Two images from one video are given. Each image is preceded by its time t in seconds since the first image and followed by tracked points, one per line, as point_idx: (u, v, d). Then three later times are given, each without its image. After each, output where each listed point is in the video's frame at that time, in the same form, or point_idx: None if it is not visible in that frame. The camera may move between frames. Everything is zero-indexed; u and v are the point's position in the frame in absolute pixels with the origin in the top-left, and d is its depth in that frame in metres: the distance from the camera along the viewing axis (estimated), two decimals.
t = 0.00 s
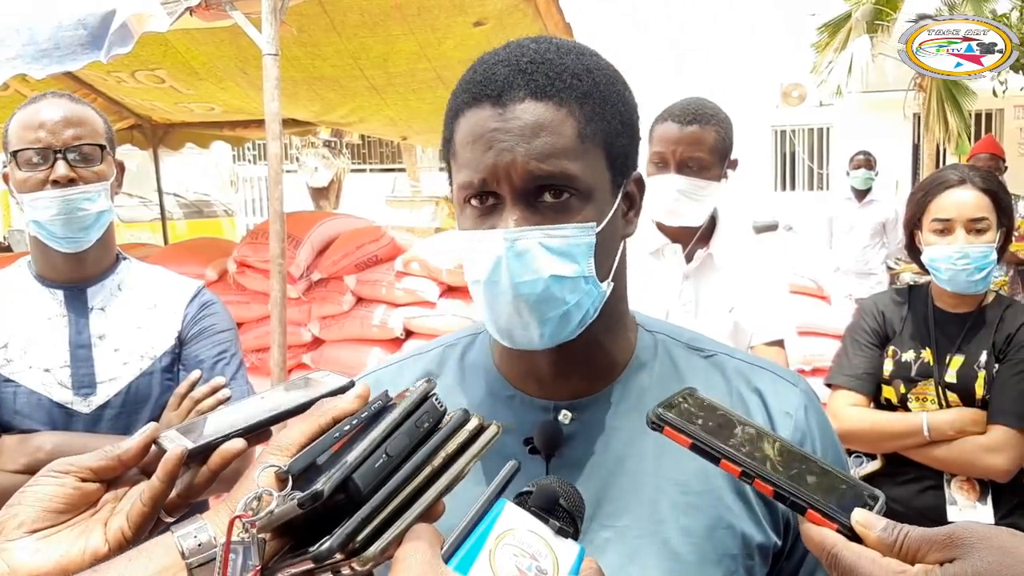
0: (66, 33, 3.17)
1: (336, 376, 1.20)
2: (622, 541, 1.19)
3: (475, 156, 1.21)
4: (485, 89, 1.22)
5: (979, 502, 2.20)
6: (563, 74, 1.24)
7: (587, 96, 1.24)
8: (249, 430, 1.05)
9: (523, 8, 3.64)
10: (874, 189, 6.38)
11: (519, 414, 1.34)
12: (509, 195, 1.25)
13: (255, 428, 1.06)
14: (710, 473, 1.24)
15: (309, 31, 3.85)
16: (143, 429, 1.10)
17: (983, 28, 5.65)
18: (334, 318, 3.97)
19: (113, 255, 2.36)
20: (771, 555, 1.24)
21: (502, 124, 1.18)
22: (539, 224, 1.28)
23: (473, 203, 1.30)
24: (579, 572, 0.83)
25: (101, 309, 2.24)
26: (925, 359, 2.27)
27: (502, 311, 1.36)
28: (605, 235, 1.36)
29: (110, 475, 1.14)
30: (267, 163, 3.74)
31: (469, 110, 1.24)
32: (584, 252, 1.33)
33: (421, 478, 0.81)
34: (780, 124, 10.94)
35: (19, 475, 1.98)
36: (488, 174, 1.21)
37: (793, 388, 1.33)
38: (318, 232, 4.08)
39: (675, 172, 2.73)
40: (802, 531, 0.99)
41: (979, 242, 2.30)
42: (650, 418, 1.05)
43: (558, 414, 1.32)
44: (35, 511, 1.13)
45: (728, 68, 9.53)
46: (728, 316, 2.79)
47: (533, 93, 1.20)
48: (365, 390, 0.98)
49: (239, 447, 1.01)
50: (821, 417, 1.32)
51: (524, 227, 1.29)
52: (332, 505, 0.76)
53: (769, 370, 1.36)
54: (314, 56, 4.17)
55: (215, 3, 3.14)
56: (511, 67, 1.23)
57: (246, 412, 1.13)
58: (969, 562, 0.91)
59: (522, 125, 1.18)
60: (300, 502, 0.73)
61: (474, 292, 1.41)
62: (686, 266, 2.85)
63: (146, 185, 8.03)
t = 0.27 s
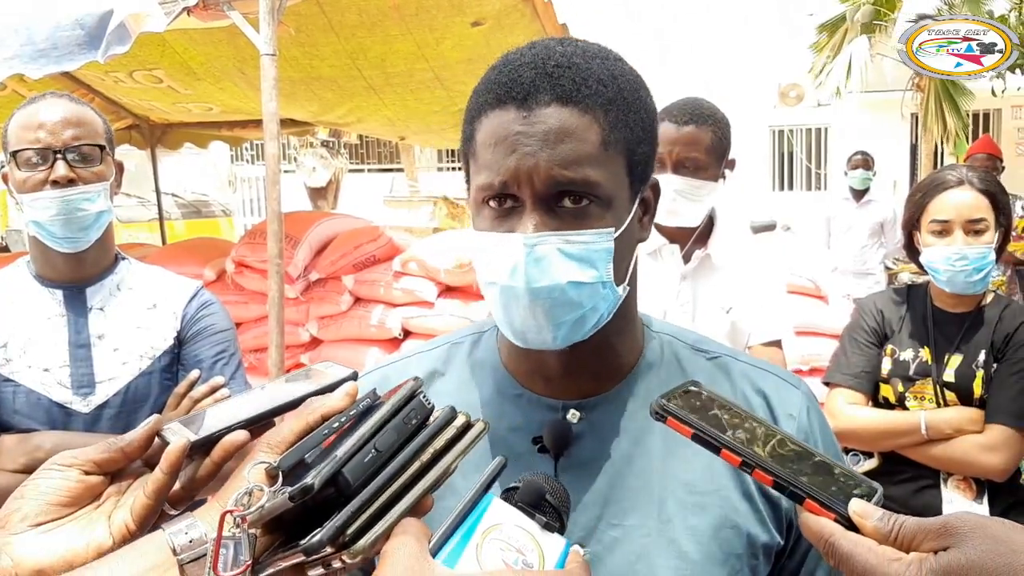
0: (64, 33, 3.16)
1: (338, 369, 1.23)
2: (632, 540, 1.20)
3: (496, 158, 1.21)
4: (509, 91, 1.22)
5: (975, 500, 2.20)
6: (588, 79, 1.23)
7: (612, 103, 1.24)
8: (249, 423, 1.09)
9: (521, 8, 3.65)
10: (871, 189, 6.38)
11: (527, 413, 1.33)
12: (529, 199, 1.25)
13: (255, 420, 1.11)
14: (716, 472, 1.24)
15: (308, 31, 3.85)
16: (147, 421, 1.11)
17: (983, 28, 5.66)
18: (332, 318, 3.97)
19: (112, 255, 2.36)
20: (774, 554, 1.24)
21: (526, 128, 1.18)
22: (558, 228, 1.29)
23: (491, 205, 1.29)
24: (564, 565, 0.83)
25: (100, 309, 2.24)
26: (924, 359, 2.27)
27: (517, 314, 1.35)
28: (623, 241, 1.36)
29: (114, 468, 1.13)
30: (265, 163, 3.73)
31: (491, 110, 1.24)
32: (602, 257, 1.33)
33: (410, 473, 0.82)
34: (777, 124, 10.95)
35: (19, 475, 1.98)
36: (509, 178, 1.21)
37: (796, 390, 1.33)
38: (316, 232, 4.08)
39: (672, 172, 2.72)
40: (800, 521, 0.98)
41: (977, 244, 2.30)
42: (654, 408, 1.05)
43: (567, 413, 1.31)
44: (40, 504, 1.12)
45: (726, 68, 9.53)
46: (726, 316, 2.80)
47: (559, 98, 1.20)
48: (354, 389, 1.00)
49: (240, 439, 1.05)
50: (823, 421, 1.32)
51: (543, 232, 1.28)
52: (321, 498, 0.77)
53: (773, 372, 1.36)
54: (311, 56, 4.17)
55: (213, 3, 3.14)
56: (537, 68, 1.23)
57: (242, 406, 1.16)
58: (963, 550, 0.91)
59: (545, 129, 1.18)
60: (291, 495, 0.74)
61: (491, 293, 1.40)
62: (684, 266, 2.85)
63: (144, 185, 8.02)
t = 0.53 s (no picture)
0: (61, 33, 3.16)
1: (332, 364, 1.24)
2: (629, 539, 1.20)
3: (485, 170, 1.20)
4: (496, 102, 1.21)
5: (971, 499, 2.21)
6: (575, 87, 1.23)
7: (599, 110, 1.23)
8: (246, 417, 1.10)
9: (519, 8, 3.65)
10: (869, 189, 6.39)
11: (522, 414, 1.33)
12: (520, 210, 1.24)
13: (249, 416, 1.11)
14: (711, 469, 1.24)
15: (305, 31, 3.85)
16: (142, 417, 1.12)
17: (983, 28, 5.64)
18: (330, 318, 3.96)
19: (110, 255, 2.36)
20: (770, 549, 1.25)
21: (515, 139, 1.18)
22: (551, 238, 1.28)
23: (481, 215, 1.28)
24: (557, 558, 0.82)
25: (98, 309, 2.24)
26: (922, 357, 2.28)
27: (510, 324, 1.33)
28: (613, 245, 1.36)
29: (108, 465, 1.17)
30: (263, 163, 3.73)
31: (478, 122, 1.23)
32: (594, 264, 1.32)
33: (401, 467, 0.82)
34: (775, 124, 10.95)
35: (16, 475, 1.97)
36: (499, 190, 1.20)
37: (788, 384, 1.33)
38: (314, 232, 4.09)
39: (671, 172, 2.72)
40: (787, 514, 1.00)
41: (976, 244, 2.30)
42: (641, 402, 1.05)
43: (562, 413, 1.32)
44: (34, 501, 1.15)
45: (724, 68, 9.53)
46: (723, 316, 2.79)
47: (546, 108, 1.19)
48: (345, 388, 1.01)
49: (236, 434, 1.06)
50: (816, 417, 1.32)
51: (536, 243, 1.27)
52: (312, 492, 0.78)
53: (765, 367, 1.36)
54: (309, 56, 4.17)
55: (210, 3, 3.14)
56: (523, 78, 1.22)
57: (236, 404, 1.16)
58: (946, 540, 0.91)
59: (534, 141, 1.18)
60: (281, 488, 0.75)
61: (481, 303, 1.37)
62: (682, 267, 2.85)
63: (141, 185, 8.01)
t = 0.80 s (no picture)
0: (57, 33, 3.15)
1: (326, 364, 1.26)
2: (619, 537, 1.21)
3: (469, 176, 1.20)
4: (477, 108, 1.21)
5: (969, 499, 2.20)
6: (556, 90, 1.22)
7: (582, 112, 1.23)
8: (238, 417, 1.10)
9: (517, 8, 3.65)
10: (867, 189, 6.39)
11: (514, 414, 1.34)
12: (505, 215, 1.24)
13: (242, 416, 1.11)
14: (702, 468, 1.24)
15: (302, 31, 3.85)
16: (133, 419, 1.14)
17: (983, 28, 5.61)
18: (328, 318, 3.97)
19: (106, 255, 2.36)
20: (763, 546, 1.25)
21: (498, 145, 1.18)
22: (540, 243, 1.28)
23: (468, 221, 1.28)
24: (554, 565, 0.82)
25: (94, 309, 2.24)
26: (919, 356, 2.28)
27: (502, 329, 1.32)
28: (601, 247, 1.36)
29: (100, 465, 1.19)
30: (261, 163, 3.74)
31: (461, 128, 1.22)
32: (582, 267, 1.33)
33: (396, 467, 0.81)
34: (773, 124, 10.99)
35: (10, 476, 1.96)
36: (484, 196, 1.20)
37: (781, 381, 1.34)
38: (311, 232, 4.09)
39: (670, 172, 2.72)
40: (781, 516, 1.00)
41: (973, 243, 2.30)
42: (638, 407, 1.05)
43: (553, 414, 1.32)
44: (26, 501, 1.18)
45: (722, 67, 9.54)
46: (722, 317, 2.78)
47: (528, 113, 1.19)
48: (344, 387, 1.02)
49: (229, 434, 1.04)
50: (810, 413, 1.32)
51: (523, 248, 1.27)
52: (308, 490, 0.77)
53: (758, 364, 1.37)
54: (306, 56, 4.16)
55: (208, 3, 3.13)
56: (504, 83, 1.21)
57: (231, 404, 1.16)
58: (942, 543, 0.92)
59: (518, 146, 1.18)
60: (275, 485, 0.75)
61: (470, 306, 1.38)
62: (680, 267, 2.86)
63: (139, 185, 8.00)
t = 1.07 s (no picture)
0: (54, 33, 3.14)
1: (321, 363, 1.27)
2: (612, 534, 1.21)
3: (461, 176, 1.21)
4: (468, 109, 1.21)
5: (967, 498, 2.20)
6: (547, 90, 1.22)
7: (572, 112, 1.23)
8: (232, 417, 1.12)
9: (515, 8, 3.66)
10: (864, 189, 6.40)
11: (509, 412, 1.34)
12: (497, 215, 1.24)
13: (237, 415, 1.13)
14: (697, 465, 1.24)
15: (300, 32, 3.85)
16: (128, 419, 1.13)
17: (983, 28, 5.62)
18: (325, 318, 3.97)
19: (103, 255, 2.35)
20: (758, 543, 1.25)
21: (488, 146, 1.18)
22: (529, 242, 1.28)
23: (461, 220, 1.28)
24: (551, 562, 0.80)
25: (92, 309, 2.23)
26: (916, 356, 2.28)
27: (493, 327, 1.34)
28: (592, 246, 1.36)
29: (95, 464, 1.20)
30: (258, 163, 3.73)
31: (452, 129, 1.23)
32: (573, 268, 1.32)
33: (392, 460, 0.82)
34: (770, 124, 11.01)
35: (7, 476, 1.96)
36: (475, 196, 1.20)
37: (777, 379, 1.34)
38: (309, 233, 4.08)
39: (668, 171, 2.72)
40: (774, 515, 1.00)
41: (970, 242, 2.30)
42: (631, 408, 1.05)
43: (547, 411, 1.32)
44: (20, 503, 1.21)
45: (720, 67, 9.54)
46: (720, 317, 2.78)
47: (519, 114, 1.19)
48: (340, 383, 1.05)
49: (224, 433, 1.06)
50: (806, 410, 1.33)
51: (514, 247, 1.28)
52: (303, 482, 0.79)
53: (753, 362, 1.37)
54: (304, 56, 4.16)
55: (205, 3, 3.13)
56: (495, 84, 1.22)
57: (227, 404, 1.18)
58: (939, 540, 0.91)
59: (508, 146, 1.18)
60: (269, 477, 0.76)
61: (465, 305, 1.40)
62: (678, 267, 2.86)
63: (137, 185, 7.99)
